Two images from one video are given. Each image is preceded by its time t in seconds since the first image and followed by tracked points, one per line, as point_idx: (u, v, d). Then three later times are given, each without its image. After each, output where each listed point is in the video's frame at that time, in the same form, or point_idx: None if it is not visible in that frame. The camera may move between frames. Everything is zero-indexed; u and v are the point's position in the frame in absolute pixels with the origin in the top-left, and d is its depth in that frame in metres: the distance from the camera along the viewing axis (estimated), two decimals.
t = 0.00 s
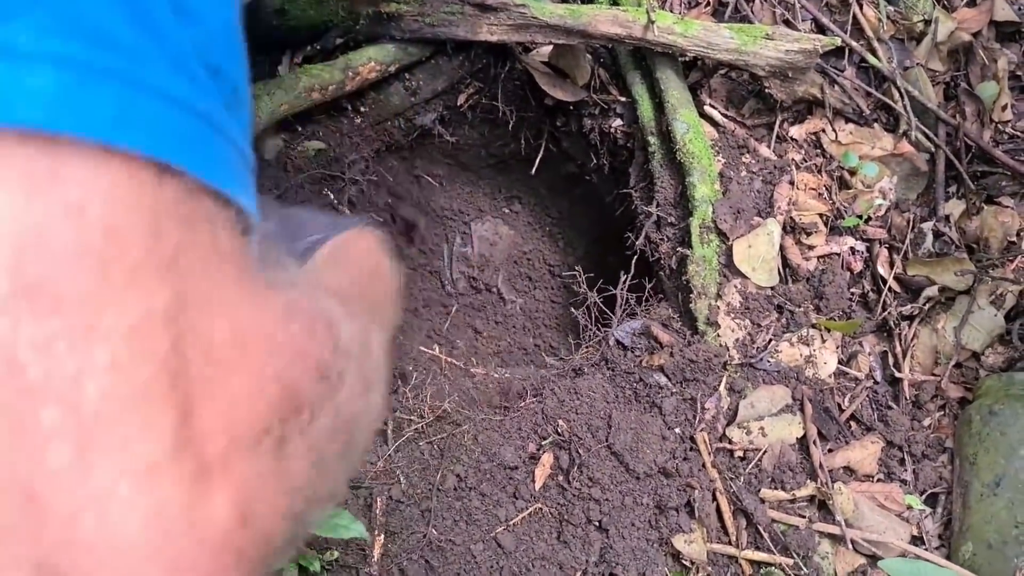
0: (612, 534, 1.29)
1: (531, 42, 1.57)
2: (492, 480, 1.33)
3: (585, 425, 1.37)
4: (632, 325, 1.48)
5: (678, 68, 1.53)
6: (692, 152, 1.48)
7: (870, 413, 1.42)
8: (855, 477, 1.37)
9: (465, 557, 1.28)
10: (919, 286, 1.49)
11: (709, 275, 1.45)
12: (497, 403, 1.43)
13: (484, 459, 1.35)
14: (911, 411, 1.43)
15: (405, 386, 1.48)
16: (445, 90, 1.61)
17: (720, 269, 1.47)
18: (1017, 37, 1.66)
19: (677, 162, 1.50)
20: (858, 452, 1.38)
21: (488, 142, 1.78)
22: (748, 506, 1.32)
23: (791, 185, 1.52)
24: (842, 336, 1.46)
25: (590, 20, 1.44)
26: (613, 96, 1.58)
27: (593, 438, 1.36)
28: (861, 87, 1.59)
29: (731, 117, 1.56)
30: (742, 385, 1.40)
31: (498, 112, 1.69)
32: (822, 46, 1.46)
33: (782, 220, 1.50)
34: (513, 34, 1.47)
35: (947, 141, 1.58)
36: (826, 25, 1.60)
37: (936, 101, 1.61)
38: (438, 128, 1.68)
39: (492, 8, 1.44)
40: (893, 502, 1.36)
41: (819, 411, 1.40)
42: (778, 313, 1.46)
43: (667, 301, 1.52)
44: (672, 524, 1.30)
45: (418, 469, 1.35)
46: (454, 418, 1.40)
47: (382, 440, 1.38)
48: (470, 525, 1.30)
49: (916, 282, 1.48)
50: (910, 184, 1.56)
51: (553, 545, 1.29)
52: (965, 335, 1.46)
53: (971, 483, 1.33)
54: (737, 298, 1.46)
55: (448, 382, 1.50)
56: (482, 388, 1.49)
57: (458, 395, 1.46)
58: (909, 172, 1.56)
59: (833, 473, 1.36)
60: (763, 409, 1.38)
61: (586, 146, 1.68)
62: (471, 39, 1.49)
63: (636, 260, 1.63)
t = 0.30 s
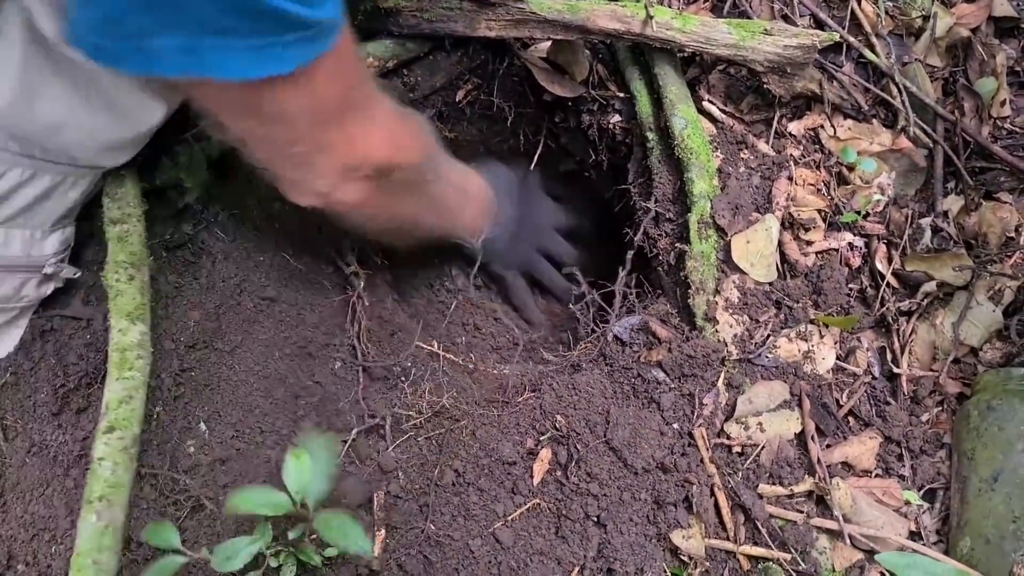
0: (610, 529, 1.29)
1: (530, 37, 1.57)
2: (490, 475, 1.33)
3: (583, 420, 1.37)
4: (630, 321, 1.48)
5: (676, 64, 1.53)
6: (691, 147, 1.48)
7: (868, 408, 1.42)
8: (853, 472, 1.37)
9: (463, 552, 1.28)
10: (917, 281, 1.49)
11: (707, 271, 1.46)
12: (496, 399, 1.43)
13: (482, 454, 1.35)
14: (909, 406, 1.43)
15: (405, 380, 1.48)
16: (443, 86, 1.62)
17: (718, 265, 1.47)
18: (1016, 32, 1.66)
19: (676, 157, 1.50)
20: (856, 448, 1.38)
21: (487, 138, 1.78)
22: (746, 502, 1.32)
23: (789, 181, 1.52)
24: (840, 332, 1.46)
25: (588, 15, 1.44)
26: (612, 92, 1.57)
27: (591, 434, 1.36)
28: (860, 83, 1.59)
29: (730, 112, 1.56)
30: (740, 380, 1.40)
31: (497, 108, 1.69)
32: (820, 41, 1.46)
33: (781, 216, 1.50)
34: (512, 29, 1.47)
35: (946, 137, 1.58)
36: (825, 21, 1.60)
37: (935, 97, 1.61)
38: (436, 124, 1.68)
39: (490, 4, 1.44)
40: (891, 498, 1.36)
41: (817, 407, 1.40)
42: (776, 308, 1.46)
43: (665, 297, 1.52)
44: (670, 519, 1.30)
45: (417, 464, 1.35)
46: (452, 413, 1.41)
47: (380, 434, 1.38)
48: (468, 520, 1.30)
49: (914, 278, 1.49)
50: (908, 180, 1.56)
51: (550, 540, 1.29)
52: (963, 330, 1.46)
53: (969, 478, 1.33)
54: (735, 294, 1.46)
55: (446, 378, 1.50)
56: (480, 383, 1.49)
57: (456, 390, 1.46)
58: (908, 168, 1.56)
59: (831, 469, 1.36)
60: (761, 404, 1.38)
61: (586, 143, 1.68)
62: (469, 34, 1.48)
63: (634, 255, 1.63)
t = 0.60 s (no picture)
0: (611, 527, 1.29)
1: (530, 35, 1.56)
2: (491, 473, 1.33)
3: (584, 418, 1.37)
4: (632, 319, 1.48)
5: (677, 61, 1.53)
6: (691, 145, 1.48)
7: (869, 406, 1.42)
8: (853, 471, 1.37)
9: (464, 550, 1.28)
10: (919, 279, 1.49)
11: (708, 269, 1.45)
12: (497, 397, 1.44)
13: (483, 452, 1.35)
14: (910, 404, 1.43)
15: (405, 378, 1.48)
16: (444, 83, 1.61)
17: (719, 263, 1.46)
18: (1018, 29, 1.66)
19: (676, 155, 1.50)
20: (857, 446, 1.38)
21: (488, 136, 1.78)
22: (746, 500, 1.32)
23: (790, 179, 1.52)
24: (841, 330, 1.46)
25: (589, 13, 1.44)
26: (613, 90, 1.57)
27: (591, 432, 1.36)
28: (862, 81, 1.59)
29: (730, 110, 1.56)
30: (741, 378, 1.40)
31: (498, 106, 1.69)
32: (821, 39, 1.46)
33: (781, 214, 1.50)
34: (513, 27, 1.47)
35: (947, 134, 1.58)
36: (826, 19, 1.60)
37: (936, 94, 1.61)
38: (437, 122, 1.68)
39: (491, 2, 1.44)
40: (892, 496, 1.36)
41: (818, 405, 1.40)
42: (777, 306, 1.46)
43: (666, 294, 1.52)
44: (671, 517, 1.30)
45: (418, 461, 1.35)
46: (453, 411, 1.40)
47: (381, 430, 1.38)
48: (469, 518, 1.30)
49: (915, 276, 1.48)
50: (909, 178, 1.56)
51: (551, 538, 1.29)
52: (964, 329, 1.46)
53: (970, 477, 1.33)
54: (736, 292, 1.46)
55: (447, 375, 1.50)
56: (481, 381, 1.49)
57: (457, 388, 1.46)
58: (909, 166, 1.56)
59: (832, 467, 1.36)
60: (762, 402, 1.38)
61: (587, 141, 1.68)
62: (470, 32, 1.48)
63: (635, 254, 1.64)
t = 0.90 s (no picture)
0: (619, 523, 1.29)
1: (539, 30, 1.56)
2: (500, 468, 1.34)
3: (593, 414, 1.37)
4: (640, 315, 1.48)
5: (686, 58, 1.53)
6: (700, 142, 1.48)
7: (878, 403, 1.42)
8: (862, 467, 1.37)
9: (473, 546, 1.28)
10: (927, 276, 1.49)
11: (716, 266, 1.45)
12: (506, 393, 1.44)
13: (492, 448, 1.35)
14: (918, 401, 1.43)
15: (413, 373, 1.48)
16: (453, 80, 1.61)
17: (727, 259, 1.47)
18: None
19: (685, 152, 1.50)
20: (865, 443, 1.38)
21: (497, 133, 1.78)
22: (754, 496, 1.32)
23: (799, 175, 1.52)
24: (849, 326, 1.46)
25: (598, 9, 1.43)
26: (622, 87, 1.57)
27: (600, 428, 1.36)
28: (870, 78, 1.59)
29: (739, 107, 1.56)
30: (749, 375, 1.40)
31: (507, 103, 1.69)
32: (831, 36, 1.46)
33: (790, 211, 1.50)
34: (522, 23, 1.47)
35: (955, 132, 1.58)
36: (835, 16, 1.60)
37: (944, 92, 1.61)
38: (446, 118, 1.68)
39: None
40: (900, 492, 1.36)
41: (826, 402, 1.40)
42: (785, 303, 1.46)
43: (674, 291, 1.52)
44: (679, 513, 1.31)
45: (427, 457, 1.35)
46: (462, 407, 1.41)
47: (390, 425, 1.39)
48: (478, 513, 1.30)
49: (923, 272, 1.48)
50: (917, 175, 1.56)
51: (560, 534, 1.29)
52: (972, 326, 1.46)
53: (978, 474, 1.33)
54: (744, 288, 1.46)
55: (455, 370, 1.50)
56: (489, 377, 1.49)
57: (466, 384, 1.46)
58: (917, 163, 1.56)
59: (840, 464, 1.36)
60: (770, 399, 1.38)
61: (594, 137, 1.68)
62: (479, 28, 1.49)
63: (642, 250, 1.64)
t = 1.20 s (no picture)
0: (616, 519, 1.29)
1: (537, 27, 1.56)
2: (497, 464, 1.34)
3: (590, 410, 1.37)
4: (637, 312, 1.48)
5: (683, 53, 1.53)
6: (698, 139, 1.48)
7: (875, 400, 1.42)
8: (859, 464, 1.37)
9: (469, 541, 1.28)
10: (924, 273, 1.49)
11: (714, 263, 1.45)
12: (503, 389, 1.44)
13: (489, 444, 1.35)
14: (915, 398, 1.43)
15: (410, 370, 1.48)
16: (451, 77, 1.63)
17: (725, 256, 1.47)
18: None
19: (683, 149, 1.50)
20: (862, 439, 1.38)
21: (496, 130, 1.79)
22: (751, 492, 1.32)
23: (796, 173, 1.53)
24: (846, 324, 1.46)
25: (596, 6, 1.44)
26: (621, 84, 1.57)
27: (597, 424, 1.36)
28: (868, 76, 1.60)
29: (737, 104, 1.56)
30: (746, 372, 1.40)
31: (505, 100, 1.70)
32: (829, 33, 1.46)
33: (787, 208, 1.50)
34: (520, 20, 1.47)
35: (953, 129, 1.59)
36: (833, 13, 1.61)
37: (942, 89, 1.61)
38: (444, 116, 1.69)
39: None
40: (897, 489, 1.35)
41: (823, 398, 1.40)
42: (782, 300, 1.46)
43: (671, 288, 1.52)
44: (675, 510, 1.31)
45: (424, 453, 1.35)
46: (459, 403, 1.41)
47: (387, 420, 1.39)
48: (475, 509, 1.30)
49: (921, 269, 1.48)
50: (915, 172, 1.56)
51: (557, 530, 1.30)
52: (969, 323, 1.46)
53: (975, 470, 1.33)
54: (742, 285, 1.46)
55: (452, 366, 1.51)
56: (486, 374, 1.50)
57: (464, 379, 1.47)
58: (915, 161, 1.57)
59: (837, 460, 1.37)
60: (767, 396, 1.38)
61: (593, 134, 1.68)
62: (478, 25, 1.49)
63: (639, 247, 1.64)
